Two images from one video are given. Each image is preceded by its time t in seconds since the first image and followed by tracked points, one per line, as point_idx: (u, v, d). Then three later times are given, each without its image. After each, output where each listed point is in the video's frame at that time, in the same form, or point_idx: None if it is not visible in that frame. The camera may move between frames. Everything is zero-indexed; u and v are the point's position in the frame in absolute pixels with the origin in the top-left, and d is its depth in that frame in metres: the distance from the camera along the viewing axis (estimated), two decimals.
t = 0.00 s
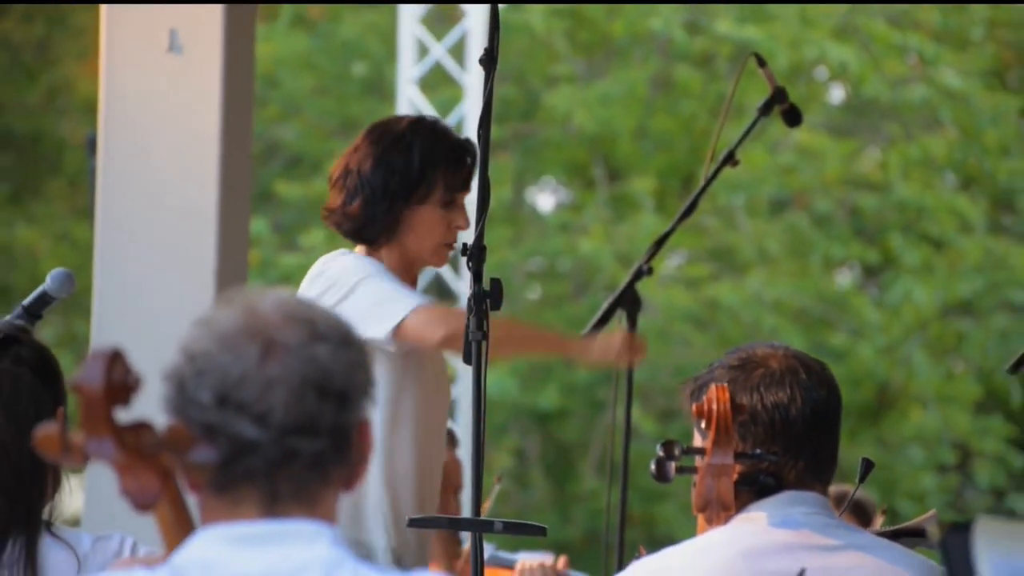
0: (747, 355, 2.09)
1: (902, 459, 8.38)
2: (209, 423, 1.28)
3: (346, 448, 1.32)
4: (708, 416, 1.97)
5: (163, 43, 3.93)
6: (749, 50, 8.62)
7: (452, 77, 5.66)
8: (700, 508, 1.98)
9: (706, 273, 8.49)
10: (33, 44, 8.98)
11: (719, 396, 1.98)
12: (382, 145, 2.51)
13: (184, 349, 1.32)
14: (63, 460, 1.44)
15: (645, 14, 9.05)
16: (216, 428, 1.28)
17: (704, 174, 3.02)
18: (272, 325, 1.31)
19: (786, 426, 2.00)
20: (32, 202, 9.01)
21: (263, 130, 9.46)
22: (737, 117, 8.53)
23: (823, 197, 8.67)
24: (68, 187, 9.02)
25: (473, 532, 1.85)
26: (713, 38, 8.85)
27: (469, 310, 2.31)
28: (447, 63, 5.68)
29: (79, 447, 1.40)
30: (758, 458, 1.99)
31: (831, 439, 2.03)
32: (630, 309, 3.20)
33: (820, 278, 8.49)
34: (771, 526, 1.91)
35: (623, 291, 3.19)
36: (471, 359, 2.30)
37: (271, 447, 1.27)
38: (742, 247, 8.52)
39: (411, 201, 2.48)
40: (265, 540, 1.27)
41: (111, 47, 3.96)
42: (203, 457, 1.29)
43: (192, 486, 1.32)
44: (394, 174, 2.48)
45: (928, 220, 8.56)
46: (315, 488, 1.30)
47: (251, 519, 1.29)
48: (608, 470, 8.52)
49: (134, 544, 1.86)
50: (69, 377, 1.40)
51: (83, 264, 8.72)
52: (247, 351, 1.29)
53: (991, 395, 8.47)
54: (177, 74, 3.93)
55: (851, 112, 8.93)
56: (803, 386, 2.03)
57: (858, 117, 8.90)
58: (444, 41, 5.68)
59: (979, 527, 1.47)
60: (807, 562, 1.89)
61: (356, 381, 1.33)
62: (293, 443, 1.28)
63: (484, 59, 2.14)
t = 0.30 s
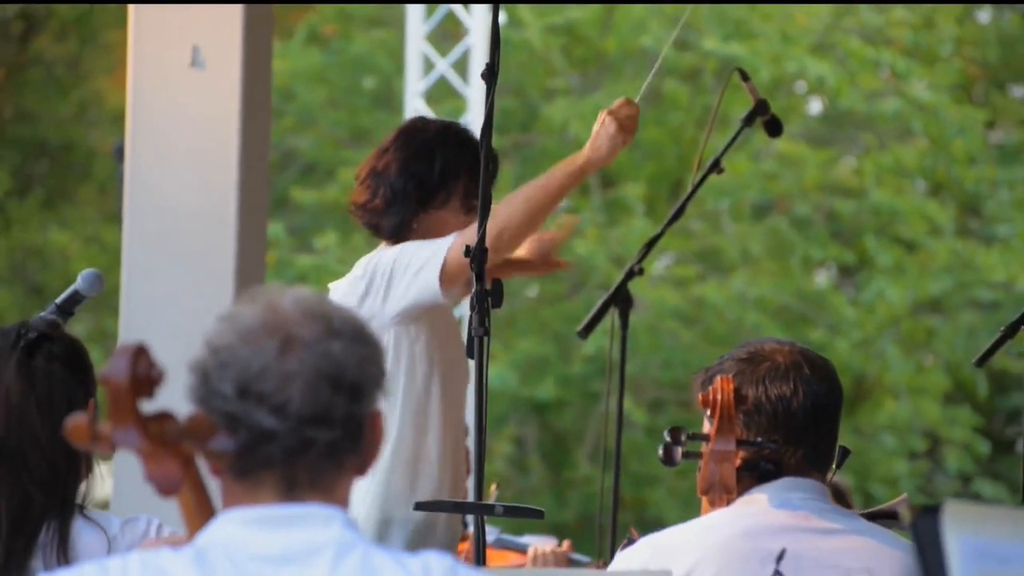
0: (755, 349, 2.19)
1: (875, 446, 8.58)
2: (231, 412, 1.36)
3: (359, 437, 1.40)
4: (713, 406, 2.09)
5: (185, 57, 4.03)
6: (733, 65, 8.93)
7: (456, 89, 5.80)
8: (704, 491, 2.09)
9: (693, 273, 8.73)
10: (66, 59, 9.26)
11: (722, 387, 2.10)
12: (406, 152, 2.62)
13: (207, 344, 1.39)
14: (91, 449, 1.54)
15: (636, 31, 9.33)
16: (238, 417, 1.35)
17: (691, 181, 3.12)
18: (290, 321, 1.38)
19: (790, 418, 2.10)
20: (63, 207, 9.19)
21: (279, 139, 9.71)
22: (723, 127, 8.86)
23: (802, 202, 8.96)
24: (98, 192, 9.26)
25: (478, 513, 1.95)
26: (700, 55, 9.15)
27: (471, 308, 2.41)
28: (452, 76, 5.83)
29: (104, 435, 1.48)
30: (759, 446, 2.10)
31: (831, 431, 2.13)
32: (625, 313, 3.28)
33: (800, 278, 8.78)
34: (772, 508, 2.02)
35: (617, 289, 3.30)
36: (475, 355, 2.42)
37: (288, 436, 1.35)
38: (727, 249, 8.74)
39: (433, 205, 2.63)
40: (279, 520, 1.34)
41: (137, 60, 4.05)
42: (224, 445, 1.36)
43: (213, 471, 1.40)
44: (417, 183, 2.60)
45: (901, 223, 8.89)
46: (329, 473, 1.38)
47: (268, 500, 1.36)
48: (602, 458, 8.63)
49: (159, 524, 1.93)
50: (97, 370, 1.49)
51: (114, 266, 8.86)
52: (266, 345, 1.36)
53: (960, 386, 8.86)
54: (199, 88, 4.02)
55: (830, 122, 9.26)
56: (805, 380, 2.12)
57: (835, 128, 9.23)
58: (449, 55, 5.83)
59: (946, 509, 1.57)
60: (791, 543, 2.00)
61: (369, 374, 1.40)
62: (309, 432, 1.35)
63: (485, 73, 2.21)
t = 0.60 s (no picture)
0: (772, 346, 2.29)
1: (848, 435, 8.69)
2: (255, 405, 1.46)
3: (374, 429, 1.50)
4: (727, 398, 2.21)
5: (209, 76, 4.08)
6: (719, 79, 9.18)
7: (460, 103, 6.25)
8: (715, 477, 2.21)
9: (682, 275, 8.94)
10: (98, 77, 9.66)
11: (736, 380, 2.22)
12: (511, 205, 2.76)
13: (234, 340, 1.50)
14: (123, 437, 1.66)
15: (628, 49, 9.53)
16: (261, 411, 1.46)
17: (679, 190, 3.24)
18: (312, 321, 1.48)
19: (802, 413, 2.21)
20: (95, 214, 9.44)
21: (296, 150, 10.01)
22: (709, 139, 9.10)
23: (783, 210, 9.19)
24: (128, 200, 9.52)
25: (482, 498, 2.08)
26: (687, 71, 9.41)
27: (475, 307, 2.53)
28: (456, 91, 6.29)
29: (136, 426, 1.61)
30: (769, 438, 2.23)
31: (839, 428, 2.24)
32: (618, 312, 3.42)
33: (781, 279, 8.98)
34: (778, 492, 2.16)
35: (610, 291, 3.41)
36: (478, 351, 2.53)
37: (307, 429, 1.45)
38: (711, 251, 8.99)
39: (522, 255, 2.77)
40: (298, 505, 1.44)
41: (166, 83, 4.12)
42: (248, 435, 1.47)
43: (240, 457, 1.50)
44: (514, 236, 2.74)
45: (874, 229, 9.10)
46: (346, 462, 1.48)
47: (288, 486, 1.46)
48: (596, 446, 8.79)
49: (184, 508, 2.08)
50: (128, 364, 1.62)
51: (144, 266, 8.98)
52: (289, 344, 1.46)
53: (929, 380, 9.02)
54: (221, 105, 4.08)
55: (808, 135, 9.44)
56: (818, 378, 2.22)
57: (813, 141, 9.41)
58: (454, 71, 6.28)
59: (916, 494, 1.68)
60: (773, 526, 2.12)
61: (384, 372, 1.50)
62: (326, 425, 1.45)
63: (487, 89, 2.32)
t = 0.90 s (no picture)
0: (765, 343, 2.48)
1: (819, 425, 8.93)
2: (276, 397, 1.60)
3: (387, 423, 1.63)
4: (722, 391, 2.37)
5: (230, 90, 4.13)
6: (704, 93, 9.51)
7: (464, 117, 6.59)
8: (708, 463, 2.41)
9: (670, 275, 9.26)
10: (130, 93, 9.98)
11: (730, 373, 2.39)
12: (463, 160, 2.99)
13: (260, 341, 1.64)
14: (153, 426, 1.79)
15: (621, 66, 9.87)
16: (281, 401, 1.59)
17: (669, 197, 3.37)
18: (332, 322, 1.62)
19: (793, 405, 2.41)
20: (127, 219, 9.92)
21: (311, 159, 10.45)
22: (694, 148, 9.48)
23: (764, 215, 9.51)
24: (156, 207, 9.98)
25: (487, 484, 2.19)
26: (675, 86, 9.72)
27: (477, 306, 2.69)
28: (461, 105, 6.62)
29: (164, 416, 1.74)
30: (759, 428, 2.42)
31: (826, 419, 2.44)
32: (609, 310, 3.51)
33: (762, 279, 9.35)
34: (769, 477, 2.36)
35: (603, 289, 3.55)
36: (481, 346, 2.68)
37: (323, 418, 1.58)
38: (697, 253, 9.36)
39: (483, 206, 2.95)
40: (316, 489, 1.56)
41: (193, 97, 4.16)
42: (268, 423, 1.60)
43: (263, 447, 1.64)
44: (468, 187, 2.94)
45: (848, 232, 9.53)
46: (360, 450, 1.61)
47: (307, 473, 1.59)
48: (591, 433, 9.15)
49: (210, 495, 2.18)
50: (158, 358, 1.77)
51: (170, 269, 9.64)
52: (309, 341, 1.61)
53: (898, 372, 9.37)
54: (244, 120, 4.13)
55: (785, 145, 9.82)
56: (808, 373, 2.41)
57: (791, 151, 9.80)
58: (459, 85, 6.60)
59: (886, 480, 1.79)
60: (759, 509, 2.32)
61: (396, 370, 1.64)
62: (341, 417, 1.59)
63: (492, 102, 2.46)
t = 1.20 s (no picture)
0: (735, 335, 2.76)
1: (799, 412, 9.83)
2: (293, 385, 1.72)
3: (397, 411, 1.75)
4: (699, 378, 2.64)
5: (244, 97, 4.25)
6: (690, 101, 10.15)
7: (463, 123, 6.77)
8: (688, 448, 2.69)
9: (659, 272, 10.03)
10: (152, 101, 10.17)
11: (706, 362, 2.66)
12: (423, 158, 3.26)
13: (278, 332, 1.76)
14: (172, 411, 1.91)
15: (611, 76, 10.55)
16: (297, 390, 1.72)
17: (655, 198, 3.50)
18: (345, 316, 1.74)
19: (761, 389, 2.68)
20: (149, 220, 10.14)
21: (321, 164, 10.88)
22: (681, 152, 10.17)
23: (747, 215, 10.22)
24: (176, 208, 10.20)
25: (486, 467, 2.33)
26: (663, 94, 10.43)
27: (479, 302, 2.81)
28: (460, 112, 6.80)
29: (182, 401, 1.86)
30: (734, 413, 2.69)
31: (792, 403, 2.70)
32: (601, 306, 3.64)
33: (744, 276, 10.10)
34: (743, 460, 2.59)
35: (595, 285, 3.67)
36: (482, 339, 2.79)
37: (335, 407, 1.71)
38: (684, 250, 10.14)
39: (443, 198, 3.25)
40: (327, 471, 1.66)
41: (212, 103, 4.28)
42: (284, 410, 1.73)
43: (281, 431, 1.76)
44: (433, 182, 3.24)
45: (824, 231, 10.24)
46: (371, 436, 1.73)
47: (321, 455, 1.71)
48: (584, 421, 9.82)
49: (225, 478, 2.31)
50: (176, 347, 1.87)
51: (190, 265, 9.84)
52: (324, 333, 1.72)
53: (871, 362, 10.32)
54: (258, 127, 4.24)
55: (766, 149, 10.59)
56: (774, 359, 2.69)
57: (771, 154, 10.55)
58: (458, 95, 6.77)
59: (860, 462, 1.92)
60: (737, 491, 2.55)
61: (405, 363, 1.75)
62: (352, 405, 1.71)
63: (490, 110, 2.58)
